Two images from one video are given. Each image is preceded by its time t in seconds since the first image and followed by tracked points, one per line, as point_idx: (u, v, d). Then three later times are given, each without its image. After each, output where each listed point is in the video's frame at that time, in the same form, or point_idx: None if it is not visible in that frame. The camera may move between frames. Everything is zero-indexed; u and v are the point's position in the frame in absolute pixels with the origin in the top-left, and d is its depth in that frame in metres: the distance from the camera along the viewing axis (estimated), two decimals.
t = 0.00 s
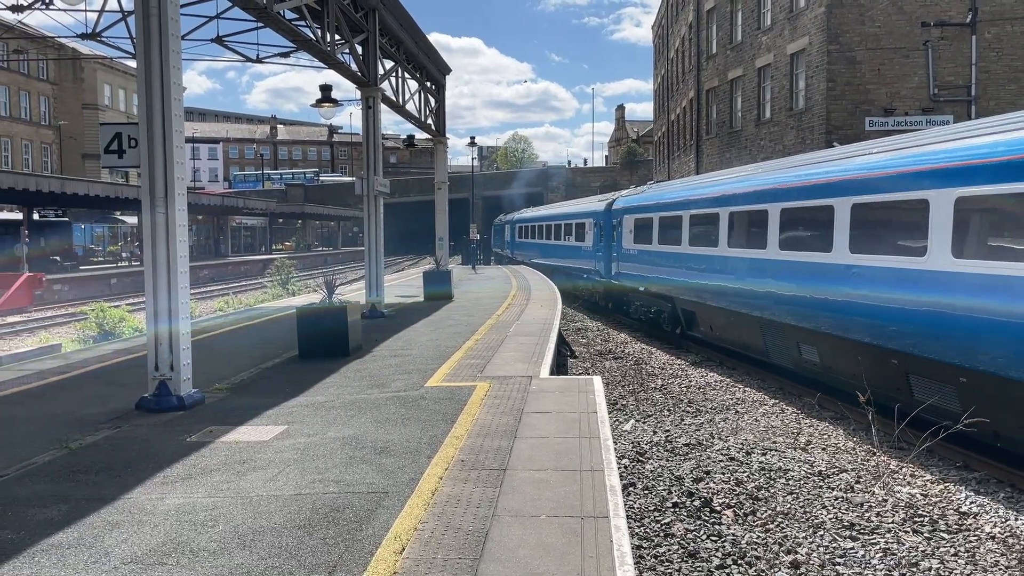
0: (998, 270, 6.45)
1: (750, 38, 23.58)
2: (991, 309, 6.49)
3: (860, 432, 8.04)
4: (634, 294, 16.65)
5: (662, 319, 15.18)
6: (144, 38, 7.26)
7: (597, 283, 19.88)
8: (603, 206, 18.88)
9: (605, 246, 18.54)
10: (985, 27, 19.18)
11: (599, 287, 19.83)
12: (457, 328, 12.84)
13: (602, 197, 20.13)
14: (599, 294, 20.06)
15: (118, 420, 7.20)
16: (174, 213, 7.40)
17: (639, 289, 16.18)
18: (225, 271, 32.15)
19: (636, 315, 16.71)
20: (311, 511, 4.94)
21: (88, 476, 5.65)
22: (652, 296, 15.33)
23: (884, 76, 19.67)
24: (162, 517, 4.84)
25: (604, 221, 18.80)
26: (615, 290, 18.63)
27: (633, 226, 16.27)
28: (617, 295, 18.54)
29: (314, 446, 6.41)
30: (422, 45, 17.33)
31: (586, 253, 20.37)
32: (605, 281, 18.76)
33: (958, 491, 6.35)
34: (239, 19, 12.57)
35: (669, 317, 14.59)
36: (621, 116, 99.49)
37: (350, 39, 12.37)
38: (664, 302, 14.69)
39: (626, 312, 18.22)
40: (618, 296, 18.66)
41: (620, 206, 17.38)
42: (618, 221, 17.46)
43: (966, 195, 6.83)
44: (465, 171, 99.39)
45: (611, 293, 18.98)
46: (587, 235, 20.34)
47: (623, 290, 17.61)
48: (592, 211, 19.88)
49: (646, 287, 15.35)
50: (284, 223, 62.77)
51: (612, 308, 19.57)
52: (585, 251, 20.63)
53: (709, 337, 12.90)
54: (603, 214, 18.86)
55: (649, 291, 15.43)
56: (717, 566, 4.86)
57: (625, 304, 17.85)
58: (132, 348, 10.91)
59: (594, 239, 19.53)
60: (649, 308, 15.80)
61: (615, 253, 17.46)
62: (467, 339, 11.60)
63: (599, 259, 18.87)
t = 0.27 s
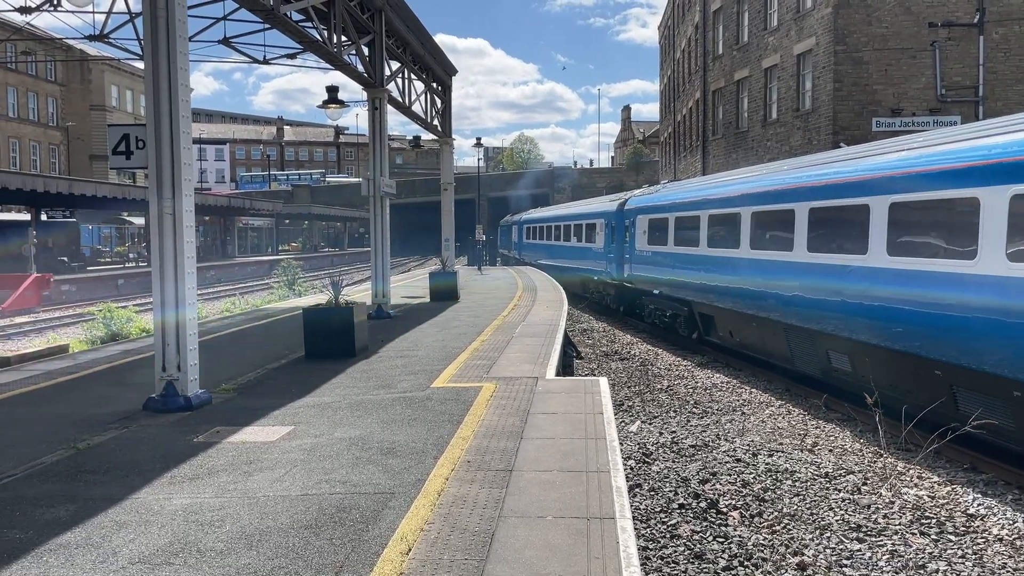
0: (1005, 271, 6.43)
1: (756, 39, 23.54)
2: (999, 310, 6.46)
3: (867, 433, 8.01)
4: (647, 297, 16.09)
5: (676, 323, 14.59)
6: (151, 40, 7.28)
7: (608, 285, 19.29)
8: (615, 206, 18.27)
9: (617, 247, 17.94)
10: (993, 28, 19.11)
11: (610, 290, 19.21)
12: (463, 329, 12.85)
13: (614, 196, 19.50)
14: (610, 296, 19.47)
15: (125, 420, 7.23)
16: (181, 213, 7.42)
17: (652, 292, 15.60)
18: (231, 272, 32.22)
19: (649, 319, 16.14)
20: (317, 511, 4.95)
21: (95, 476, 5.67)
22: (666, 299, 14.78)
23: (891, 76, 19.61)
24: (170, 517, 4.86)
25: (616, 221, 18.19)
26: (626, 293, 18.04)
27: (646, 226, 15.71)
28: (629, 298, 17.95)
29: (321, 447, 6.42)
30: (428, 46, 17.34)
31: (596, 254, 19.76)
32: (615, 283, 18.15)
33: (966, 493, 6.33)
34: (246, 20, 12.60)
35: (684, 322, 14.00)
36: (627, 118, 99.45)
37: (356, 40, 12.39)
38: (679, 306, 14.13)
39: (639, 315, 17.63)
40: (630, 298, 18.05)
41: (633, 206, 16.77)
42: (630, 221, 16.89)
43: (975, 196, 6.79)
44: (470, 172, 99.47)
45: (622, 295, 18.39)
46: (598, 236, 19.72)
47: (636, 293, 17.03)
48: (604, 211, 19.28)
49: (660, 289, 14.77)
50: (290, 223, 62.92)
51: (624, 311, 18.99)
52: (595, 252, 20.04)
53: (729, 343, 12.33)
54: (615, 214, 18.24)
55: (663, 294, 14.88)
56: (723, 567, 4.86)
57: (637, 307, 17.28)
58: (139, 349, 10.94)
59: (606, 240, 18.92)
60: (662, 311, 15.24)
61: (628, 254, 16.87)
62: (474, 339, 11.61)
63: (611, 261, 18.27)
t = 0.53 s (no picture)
0: (1012, 273, 6.42)
1: (763, 39, 23.50)
2: (1005, 311, 6.44)
3: (874, 435, 8.00)
4: (660, 299, 15.54)
5: (693, 327, 14.03)
6: (158, 41, 7.30)
7: (619, 287, 18.70)
8: (627, 205, 17.69)
9: (629, 248, 17.38)
10: (1000, 28, 19.05)
11: (622, 292, 18.62)
12: (469, 329, 12.87)
13: (625, 195, 18.91)
14: (621, 298, 18.89)
15: (132, 420, 7.25)
16: (188, 214, 7.43)
17: (667, 295, 15.04)
18: (238, 272, 32.30)
19: (663, 322, 15.58)
20: (324, 511, 4.96)
21: (102, 475, 5.69)
22: (682, 302, 14.23)
23: (898, 76, 19.55)
24: (177, 517, 4.87)
25: (628, 221, 17.63)
26: (638, 295, 17.48)
27: (660, 226, 15.18)
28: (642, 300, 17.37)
29: (327, 447, 6.43)
30: (434, 46, 17.35)
31: (607, 256, 19.18)
32: (628, 284, 17.56)
33: (973, 495, 6.31)
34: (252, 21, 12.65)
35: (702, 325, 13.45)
36: (632, 118, 99.43)
37: (362, 41, 12.40)
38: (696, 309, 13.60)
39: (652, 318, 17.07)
40: (642, 301, 17.47)
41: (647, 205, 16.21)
42: (643, 221, 16.34)
43: (982, 196, 6.77)
44: (476, 172, 99.57)
45: (634, 298, 17.82)
46: (609, 237, 19.14)
47: (649, 295, 16.47)
48: (615, 211, 18.71)
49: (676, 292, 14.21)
50: (297, 224, 63.03)
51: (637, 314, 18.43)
52: (605, 253, 19.48)
53: (751, 349, 11.81)
54: (627, 214, 17.66)
55: (679, 297, 14.34)
56: (729, 568, 4.85)
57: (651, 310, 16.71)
58: (146, 349, 10.98)
59: (617, 240, 18.34)
60: (678, 314, 14.69)
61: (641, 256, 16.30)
62: (479, 340, 11.62)
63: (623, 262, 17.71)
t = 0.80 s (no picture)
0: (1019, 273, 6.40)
1: (769, 39, 23.46)
2: (1012, 311, 6.42)
3: (880, 435, 7.98)
4: (674, 301, 15.08)
5: (709, 331, 13.56)
6: (164, 41, 7.31)
7: (631, 288, 18.23)
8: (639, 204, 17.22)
9: (642, 248, 16.91)
10: (1007, 27, 18.99)
11: (634, 293, 18.15)
12: (474, 330, 12.88)
13: (637, 193, 18.44)
14: (632, 301, 18.39)
15: (138, 420, 7.26)
16: (194, 213, 7.44)
17: (681, 297, 14.58)
18: (244, 272, 32.37)
19: (677, 325, 15.11)
20: (329, 511, 4.96)
21: (109, 475, 5.70)
22: (696, 305, 13.78)
23: (905, 76, 19.49)
24: (183, 516, 4.88)
25: (641, 220, 17.18)
26: (651, 297, 17.02)
27: (673, 227, 14.74)
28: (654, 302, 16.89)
29: (333, 447, 6.43)
30: (440, 47, 17.36)
31: (619, 256, 18.70)
32: (640, 285, 17.10)
33: (981, 496, 6.29)
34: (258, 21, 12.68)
35: (718, 329, 13.02)
36: (637, 118, 99.43)
37: (368, 41, 12.42)
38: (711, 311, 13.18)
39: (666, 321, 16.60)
40: (654, 302, 16.99)
41: (659, 204, 15.75)
42: (655, 220, 15.90)
43: (991, 197, 6.73)
44: (481, 173, 99.61)
45: (646, 300, 17.34)
46: (621, 237, 18.68)
47: (662, 297, 16.02)
48: (627, 211, 18.26)
49: (691, 295, 13.73)
50: (302, 224, 63.10)
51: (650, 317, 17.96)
52: (617, 254, 19.04)
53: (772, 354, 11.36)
54: (639, 213, 17.20)
55: (693, 300, 13.89)
56: (735, 569, 4.84)
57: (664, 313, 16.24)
58: (152, 349, 11.00)
59: (629, 240, 17.88)
60: (692, 317, 14.24)
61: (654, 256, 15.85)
62: (485, 340, 11.63)
63: (635, 263, 17.25)
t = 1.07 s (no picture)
0: None
1: (774, 39, 23.42)
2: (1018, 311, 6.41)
3: (886, 436, 7.96)
4: (689, 303, 14.64)
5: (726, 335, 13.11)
6: (170, 41, 7.33)
7: (643, 290, 17.78)
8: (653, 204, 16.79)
9: (656, 250, 16.48)
10: (1014, 27, 18.93)
11: (646, 296, 17.69)
12: (479, 329, 12.89)
13: (650, 193, 18.00)
14: (645, 303, 17.94)
15: (144, 419, 7.28)
16: (200, 213, 7.46)
17: (697, 300, 14.14)
18: (249, 272, 32.44)
19: (691, 329, 14.68)
20: (334, 511, 4.96)
21: (114, 474, 5.71)
22: (712, 308, 13.35)
23: (911, 76, 19.44)
24: (189, 515, 4.89)
25: (654, 220, 16.73)
26: (664, 300, 16.58)
27: (688, 227, 14.32)
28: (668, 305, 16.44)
29: (338, 447, 6.44)
30: (445, 47, 17.38)
31: (631, 257, 18.25)
32: (653, 287, 16.64)
33: (987, 497, 6.26)
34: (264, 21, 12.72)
35: (735, 334, 12.57)
36: (642, 118, 99.40)
37: (373, 41, 12.43)
38: (728, 314, 12.75)
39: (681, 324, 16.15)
40: (667, 305, 16.54)
41: (673, 203, 15.31)
42: (669, 220, 15.48)
43: (995, 196, 6.72)
44: (486, 172, 99.66)
45: (659, 302, 16.90)
46: (633, 238, 18.23)
47: (676, 300, 15.58)
48: (639, 211, 17.82)
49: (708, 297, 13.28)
50: (307, 224, 63.22)
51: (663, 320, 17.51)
52: (629, 255, 18.59)
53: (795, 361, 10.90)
54: (653, 213, 16.75)
55: (708, 303, 13.46)
56: (740, 569, 4.83)
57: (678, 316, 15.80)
58: (158, 348, 11.03)
59: (642, 241, 17.44)
60: (708, 321, 13.80)
61: (668, 257, 15.42)
62: (490, 340, 11.64)
63: (648, 265, 16.82)
